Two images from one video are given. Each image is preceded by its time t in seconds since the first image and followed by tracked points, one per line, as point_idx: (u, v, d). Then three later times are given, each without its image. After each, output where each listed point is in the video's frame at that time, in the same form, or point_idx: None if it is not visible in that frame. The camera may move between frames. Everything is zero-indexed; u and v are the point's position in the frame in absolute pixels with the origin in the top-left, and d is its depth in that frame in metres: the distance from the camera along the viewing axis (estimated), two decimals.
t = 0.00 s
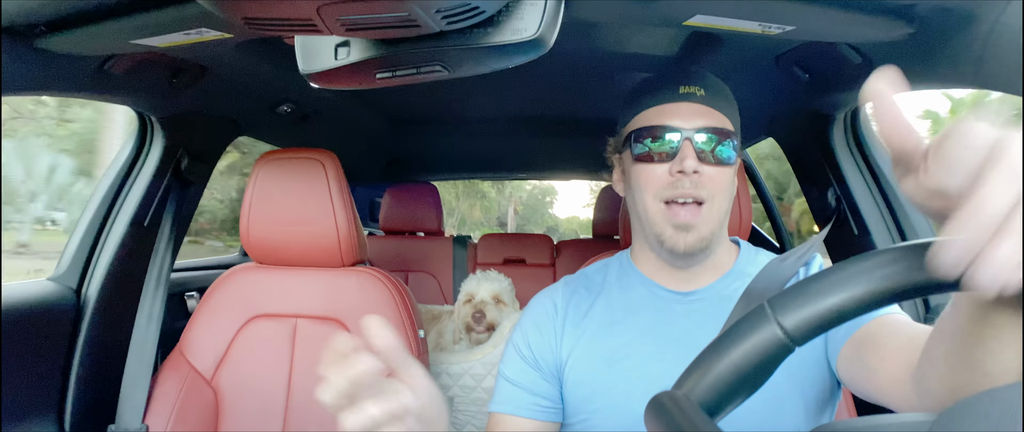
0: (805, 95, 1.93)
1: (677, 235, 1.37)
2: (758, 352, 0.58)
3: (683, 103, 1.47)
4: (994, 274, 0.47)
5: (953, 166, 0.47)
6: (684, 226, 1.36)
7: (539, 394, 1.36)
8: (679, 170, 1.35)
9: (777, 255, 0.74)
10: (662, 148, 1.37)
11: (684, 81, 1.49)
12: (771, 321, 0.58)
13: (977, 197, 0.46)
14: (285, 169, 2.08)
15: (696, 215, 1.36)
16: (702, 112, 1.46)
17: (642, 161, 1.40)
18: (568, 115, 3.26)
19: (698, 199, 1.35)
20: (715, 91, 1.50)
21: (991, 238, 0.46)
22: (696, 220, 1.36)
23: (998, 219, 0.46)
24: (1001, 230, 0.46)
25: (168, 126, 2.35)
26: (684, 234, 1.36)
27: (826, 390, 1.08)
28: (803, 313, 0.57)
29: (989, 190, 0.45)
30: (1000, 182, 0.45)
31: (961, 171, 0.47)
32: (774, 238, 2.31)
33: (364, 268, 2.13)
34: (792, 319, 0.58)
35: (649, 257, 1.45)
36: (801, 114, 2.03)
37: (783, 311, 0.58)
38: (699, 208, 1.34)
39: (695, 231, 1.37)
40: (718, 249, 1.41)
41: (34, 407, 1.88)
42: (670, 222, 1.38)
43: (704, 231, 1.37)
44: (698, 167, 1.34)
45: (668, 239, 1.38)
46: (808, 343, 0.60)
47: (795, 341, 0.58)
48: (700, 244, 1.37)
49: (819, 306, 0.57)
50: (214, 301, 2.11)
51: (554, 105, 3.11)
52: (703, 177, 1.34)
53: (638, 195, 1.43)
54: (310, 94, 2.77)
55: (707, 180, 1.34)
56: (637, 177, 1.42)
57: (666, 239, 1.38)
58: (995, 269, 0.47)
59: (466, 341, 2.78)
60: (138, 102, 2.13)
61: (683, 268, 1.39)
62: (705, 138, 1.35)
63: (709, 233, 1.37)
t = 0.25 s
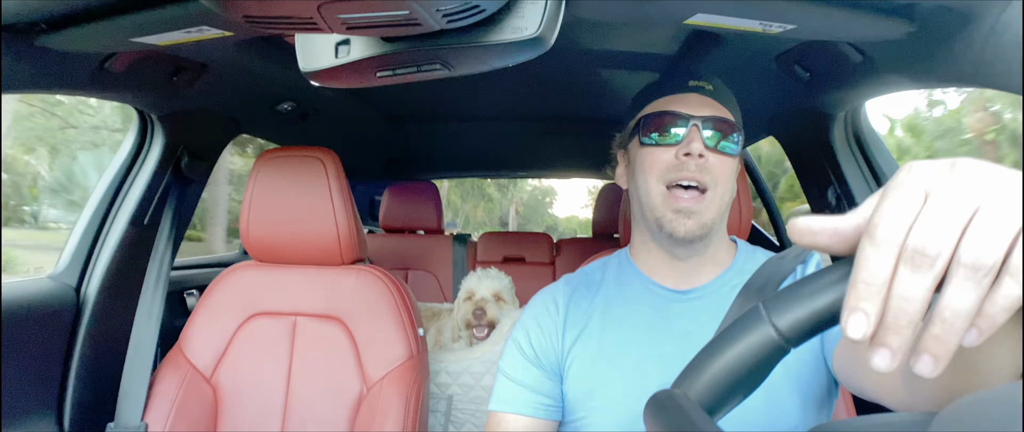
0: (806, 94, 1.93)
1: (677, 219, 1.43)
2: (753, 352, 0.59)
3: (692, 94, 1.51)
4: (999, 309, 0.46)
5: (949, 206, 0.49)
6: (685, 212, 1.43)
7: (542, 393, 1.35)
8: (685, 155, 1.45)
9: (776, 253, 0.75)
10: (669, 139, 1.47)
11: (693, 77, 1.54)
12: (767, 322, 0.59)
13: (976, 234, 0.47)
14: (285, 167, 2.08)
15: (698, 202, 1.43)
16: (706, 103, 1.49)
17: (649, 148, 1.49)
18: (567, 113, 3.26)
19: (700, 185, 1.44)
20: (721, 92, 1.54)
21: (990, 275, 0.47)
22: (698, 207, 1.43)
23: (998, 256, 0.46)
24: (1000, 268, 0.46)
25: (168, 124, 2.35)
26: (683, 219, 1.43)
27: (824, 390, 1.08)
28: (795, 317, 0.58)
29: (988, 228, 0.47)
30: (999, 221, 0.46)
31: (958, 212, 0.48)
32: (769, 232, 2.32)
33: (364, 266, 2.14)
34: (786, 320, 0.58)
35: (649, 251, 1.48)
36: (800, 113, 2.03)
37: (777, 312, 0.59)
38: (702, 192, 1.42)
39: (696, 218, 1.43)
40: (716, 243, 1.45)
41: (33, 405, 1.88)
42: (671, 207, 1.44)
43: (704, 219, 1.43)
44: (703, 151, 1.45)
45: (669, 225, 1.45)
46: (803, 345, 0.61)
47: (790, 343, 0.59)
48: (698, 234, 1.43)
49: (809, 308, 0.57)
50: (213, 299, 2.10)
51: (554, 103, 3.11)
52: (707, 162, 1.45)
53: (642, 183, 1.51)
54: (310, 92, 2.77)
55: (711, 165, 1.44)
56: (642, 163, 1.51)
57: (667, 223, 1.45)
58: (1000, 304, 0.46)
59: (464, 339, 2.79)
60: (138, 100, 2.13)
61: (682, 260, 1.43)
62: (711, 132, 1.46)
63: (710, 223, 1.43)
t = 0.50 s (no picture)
0: (807, 95, 1.93)
1: (684, 207, 1.40)
2: (760, 348, 0.59)
3: (702, 96, 1.49)
4: (1004, 297, 0.47)
5: (955, 200, 0.50)
6: (694, 198, 1.38)
7: (545, 393, 1.35)
8: (692, 152, 1.41)
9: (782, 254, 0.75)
10: (677, 139, 1.44)
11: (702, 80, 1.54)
12: (774, 317, 0.58)
13: (983, 225, 0.48)
14: (286, 167, 2.08)
15: (705, 195, 1.38)
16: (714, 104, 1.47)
17: (657, 147, 1.46)
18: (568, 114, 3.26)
19: (707, 181, 1.39)
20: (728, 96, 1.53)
21: (997, 261, 0.47)
22: (704, 199, 1.38)
23: (1008, 243, 0.47)
24: (1006, 257, 0.47)
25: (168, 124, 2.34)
26: (691, 207, 1.39)
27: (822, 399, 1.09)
28: (805, 309, 0.57)
29: (995, 219, 0.47)
30: (1003, 216, 0.47)
31: (965, 205, 0.49)
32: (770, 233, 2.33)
33: (364, 266, 2.14)
34: (795, 315, 0.58)
35: (652, 252, 1.48)
36: (802, 114, 2.03)
37: (785, 307, 0.58)
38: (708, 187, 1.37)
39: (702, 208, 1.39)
40: (720, 242, 1.44)
41: (32, 406, 1.88)
42: (679, 195, 1.40)
43: (710, 209, 1.39)
44: (710, 149, 1.40)
45: (675, 212, 1.41)
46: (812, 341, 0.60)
47: (799, 339, 0.58)
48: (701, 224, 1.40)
49: (819, 302, 0.57)
50: (213, 298, 2.10)
51: (555, 104, 3.11)
52: (713, 160, 1.40)
53: (648, 178, 1.48)
54: (311, 93, 2.77)
55: (717, 163, 1.40)
56: (648, 161, 1.48)
57: (673, 211, 1.42)
58: (1005, 291, 0.46)
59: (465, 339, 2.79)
60: (139, 100, 2.13)
61: (684, 258, 1.44)
62: (719, 135, 1.42)
63: (716, 212, 1.40)
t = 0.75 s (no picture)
0: (807, 96, 1.93)
1: (685, 211, 1.42)
2: (760, 347, 0.59)
3: (702, 97, 1.48)
4: (1006, 300, 0.46)
5: (958, 203, 0.49)
6: (694, 202, 1.40)
7: (545, 392, 1.34)
8: (694, 154, 1.43)
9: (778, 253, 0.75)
10: (678, 139, 1.45)
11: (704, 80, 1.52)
12: (775, 316, 0.58)
13: (985, 228, 0.48)
14: (285, 167, 2.08)
15: (705, 198, 1.40)
16: (715, 105, 1.47)
17: (657, 148, 1.48)
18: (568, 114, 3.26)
19: (709, 184, 1.41)
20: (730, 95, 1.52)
21: (999, 265, 0.47)
22: (705, 202, 1.40)
23: (1010, 248, 0.47)
24: (1009, 260, 0.47)
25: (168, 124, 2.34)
26: (691, 211, 1.41)
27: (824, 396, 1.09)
28: (806, 308, 0.57)
29: (997, 223, 0.47)
30: (1005, 219, 0.47)
31: (967, 208, 0.49)
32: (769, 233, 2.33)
33: (364, 266, 2.14)
34: (795, 314, 0.58)
35: (655, 254, 1.47)
36: (801, 114, 2.03)
37: (785, 305, 0.58)
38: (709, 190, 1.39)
39: (702, 212, 1.41)
40: (720, 244, 1.44)
41: (32, 406, 1.88)
42: (679, 199, 1.42)
43: (711, 213, 1.42)
44: (711, 151, 1.41)
45: (676, 217, 1.43)
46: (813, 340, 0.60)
47: (799, 338, 0.58)
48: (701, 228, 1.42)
49: (820, 301, 0.57)
50: (213, 298, 2.10)
51: (554, 105, 3.11)
52: (715, 162, 1.42)
53: (650, 179, 1.49)
54: (311, 93, 2.77)
55: (718, 164, 1.41)
56: (650, 161, 1.49)
57: (674, 215, 1.44)
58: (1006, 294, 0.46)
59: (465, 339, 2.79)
60: (138, 100, 2.13)
61: (684, 261, 1.43)
62: (721, 135, 1.44)
63: (716, 218, 1.42)
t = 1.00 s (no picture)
0: (807, 95, 1.93)
1: (687, 210, 1.42)
2: (759, 348, 0.59)
3: (704, 97, 1.48)
4: (1004, 298, 0.47)
5: (955, 202, 0.50)
6: (696, 201, 1.41)
7: (544, 393, 1.34)
8: (695, 156, 1.43)
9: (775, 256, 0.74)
10: (679, 141, 1.45)
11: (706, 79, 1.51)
12: (774, 317, 0.58)
13: (982, 226, 0.48)
14: (284, 169, 2.08)
15: (708, 199, 1.41)
16: (719, 107, 1.47)
17: (659, 149, 1.48)
18: (567, 115, 3.27)
19: (710, 185, 1.42)
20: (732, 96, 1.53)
21: (997, 264, 0.47)
22: (707, 203, 1.41)
23: (1007, 248, 0.47)
24: (1006, 259, 0.47)
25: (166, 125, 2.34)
26: (694, 211, 1.42)
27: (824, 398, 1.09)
28: (806, 312, 0.57)
29: (994, 224, 0.47)
30: (1002, 218, 0.47)
31: (964, 209, 0.49)
32: (768, 234, 2.33)
33: (362, 268, 2.13)
34: (795, 317, 0.57)
35: (653, 252, 1.47)
36: (800, 114, 2.03)
37: (785, 308, 0.58)
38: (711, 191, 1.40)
39: (705, 212, 1.42)
40: (720, 244, 1.44)
41: (30, 407, 1.88)
42: (683, 199, 1.43)
43: (713, 214, 1.43)
44: (713, 154, 1.41)
45: (678, 217, 1.44)
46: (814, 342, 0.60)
47: (798, 340, 0.58)
48: (701, 230, 1.42)
49: (820, 304, 0.56)
50: (212, 300, 2.10)
51: (553, 105, 3.10)
52: (716, 164, 1.42)
53: (651, 180, 1.50)
54: (310, 94, 2.76)
55: (720, 167, 1.42)
56: (651, 162, 1.50)
57: (676, 215, 1.44)
58: (1004, 293, 0.47)
59: (464, 340, 2.79)
60: (137, 101, 2.13)
61: (682, 263, 1.43)
62: (722, 136, 1.43)
63: (717, 218, 1.43)
